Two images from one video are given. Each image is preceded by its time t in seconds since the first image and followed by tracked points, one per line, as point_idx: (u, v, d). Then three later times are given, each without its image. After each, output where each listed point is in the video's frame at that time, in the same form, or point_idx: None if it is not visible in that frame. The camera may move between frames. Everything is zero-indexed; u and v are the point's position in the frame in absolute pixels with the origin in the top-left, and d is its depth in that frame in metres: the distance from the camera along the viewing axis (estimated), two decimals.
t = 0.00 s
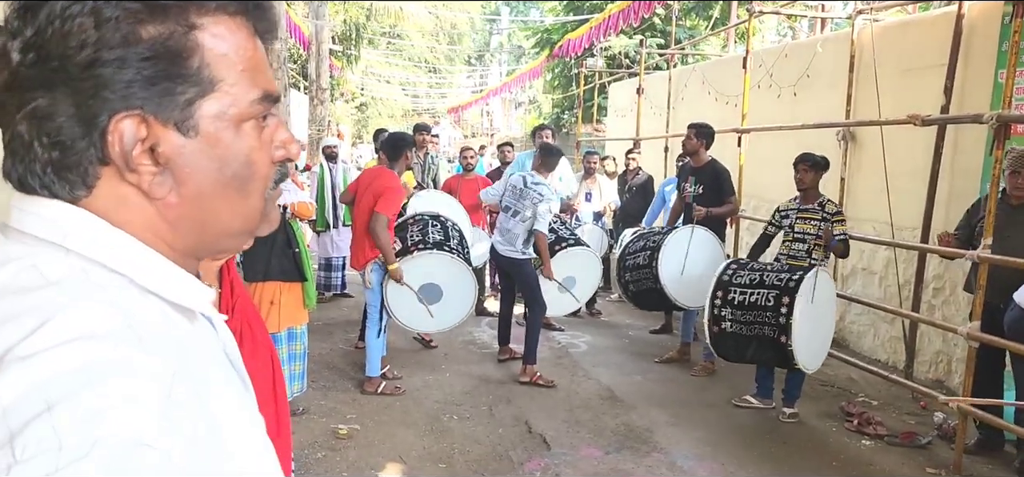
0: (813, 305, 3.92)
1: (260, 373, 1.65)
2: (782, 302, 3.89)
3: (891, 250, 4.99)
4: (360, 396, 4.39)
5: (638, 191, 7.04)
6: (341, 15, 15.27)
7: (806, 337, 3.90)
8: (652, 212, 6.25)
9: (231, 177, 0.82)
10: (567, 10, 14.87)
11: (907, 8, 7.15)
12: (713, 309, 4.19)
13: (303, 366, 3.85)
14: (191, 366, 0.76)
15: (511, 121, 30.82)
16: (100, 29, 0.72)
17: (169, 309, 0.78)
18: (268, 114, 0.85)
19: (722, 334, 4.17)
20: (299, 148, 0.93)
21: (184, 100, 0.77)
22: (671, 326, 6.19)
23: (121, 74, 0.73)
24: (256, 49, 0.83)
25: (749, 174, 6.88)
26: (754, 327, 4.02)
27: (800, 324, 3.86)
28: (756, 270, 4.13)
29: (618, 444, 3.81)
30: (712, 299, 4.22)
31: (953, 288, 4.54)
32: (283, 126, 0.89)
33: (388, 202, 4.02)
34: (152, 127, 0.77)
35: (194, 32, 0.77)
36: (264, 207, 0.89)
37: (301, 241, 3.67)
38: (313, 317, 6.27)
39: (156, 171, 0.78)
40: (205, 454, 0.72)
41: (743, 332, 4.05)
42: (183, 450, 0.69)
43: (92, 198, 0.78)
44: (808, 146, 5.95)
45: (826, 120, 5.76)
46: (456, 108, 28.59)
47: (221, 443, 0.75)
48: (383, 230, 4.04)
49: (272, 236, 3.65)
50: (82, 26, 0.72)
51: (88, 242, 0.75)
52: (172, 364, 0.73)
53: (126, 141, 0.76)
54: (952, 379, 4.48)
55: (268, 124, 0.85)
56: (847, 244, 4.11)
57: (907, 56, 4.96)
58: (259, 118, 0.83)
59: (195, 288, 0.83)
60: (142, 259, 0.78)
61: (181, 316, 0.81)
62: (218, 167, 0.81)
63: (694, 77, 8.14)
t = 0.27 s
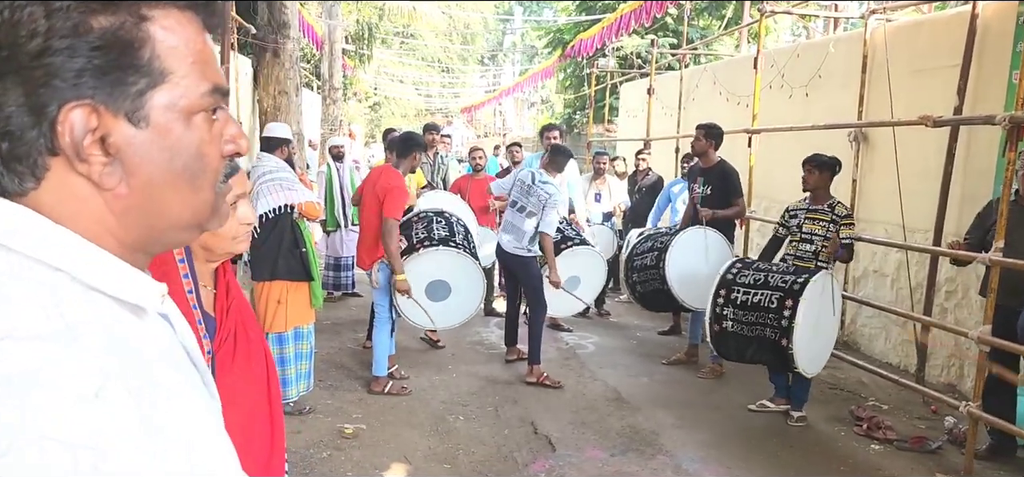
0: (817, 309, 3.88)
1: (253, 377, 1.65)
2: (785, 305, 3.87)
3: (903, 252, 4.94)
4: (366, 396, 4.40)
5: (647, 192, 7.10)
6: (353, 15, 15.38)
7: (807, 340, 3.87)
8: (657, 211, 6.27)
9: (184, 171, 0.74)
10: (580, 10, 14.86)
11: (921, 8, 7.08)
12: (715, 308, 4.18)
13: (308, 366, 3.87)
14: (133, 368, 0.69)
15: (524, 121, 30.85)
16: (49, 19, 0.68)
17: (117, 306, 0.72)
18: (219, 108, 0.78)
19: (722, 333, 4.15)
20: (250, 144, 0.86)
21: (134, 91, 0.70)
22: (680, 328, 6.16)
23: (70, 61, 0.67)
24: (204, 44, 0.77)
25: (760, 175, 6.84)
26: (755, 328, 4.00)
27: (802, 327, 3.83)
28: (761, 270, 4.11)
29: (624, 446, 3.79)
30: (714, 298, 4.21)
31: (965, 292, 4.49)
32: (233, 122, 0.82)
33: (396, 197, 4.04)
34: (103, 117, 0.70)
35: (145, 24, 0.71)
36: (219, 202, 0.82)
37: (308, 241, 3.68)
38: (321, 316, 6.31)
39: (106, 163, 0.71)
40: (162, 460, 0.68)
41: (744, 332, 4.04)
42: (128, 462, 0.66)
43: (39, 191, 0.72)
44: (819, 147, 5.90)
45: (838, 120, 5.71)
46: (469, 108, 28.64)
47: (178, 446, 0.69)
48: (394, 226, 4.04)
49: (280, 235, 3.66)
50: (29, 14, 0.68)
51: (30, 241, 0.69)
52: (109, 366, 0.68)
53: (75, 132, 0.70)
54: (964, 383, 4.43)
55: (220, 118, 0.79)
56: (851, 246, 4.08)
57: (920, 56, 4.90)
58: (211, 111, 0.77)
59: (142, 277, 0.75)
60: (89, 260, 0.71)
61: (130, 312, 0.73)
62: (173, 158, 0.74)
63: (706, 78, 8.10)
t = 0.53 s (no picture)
0: (808, 308, 3.84)
1: (249, 373, 1.64)
2: (774, 305, 3.85)
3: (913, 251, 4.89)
4: (372, 393, 4.41)
5: (656, 190, 7.07)
6: (365, 14, 15.39)
7: (801, 338, 3.82)
8: (663, 210, 6.25)
9: (134, 159, 0.79)
10: (590, 8, 14.80)
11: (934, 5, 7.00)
12: (711, 313, 4.18)
13: (315, 364, 3.88)
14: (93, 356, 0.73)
15: (534, 119, 30.80)
16: (0, 12, 0.73)
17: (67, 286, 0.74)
18: (169, 101, 0.83)
19: (719, 338, 4.15)
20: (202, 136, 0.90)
21: (85, 81, 0.75)
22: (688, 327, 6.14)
23: (22, 51, 0.72)
24: (156, 40, 0.83)
25: (769, 173, 6.80)
26: (745, 331, 3.98)
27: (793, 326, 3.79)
28: (752, 272, 4.08)
29: (629, 445, 3.78)
30: (709, 303, 4.22)
31: (976, 291, 4.44)
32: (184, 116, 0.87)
33: (404, 195, 4.04)
34: (54, 106, 0.74)
35: (95, 19, 0.76)
36: (168, 191, 0.86)
37: (314, 239, 3.69)
38: (329, 314, 6.32)
39: (56, 150, 0.75)
40: (127, 440, 0.73)
41: (739, 335, 4.02)
42: (93, 446, 0.71)
43: None
44: (829, 146, 5.85)
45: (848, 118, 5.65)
46: (479, 106, 28.60)
47: (143, 426, 0.75)
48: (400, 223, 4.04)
49: (285, 233, 3.67)
50: None
51: (9, 241, 0.71)
52: (55, 340, 0.70)
53: (28, 120, 0.74)
54: (975, 384, 4.38)
55: (170, 110, 0.83)
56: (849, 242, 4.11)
57: (931, 54, 4.85)
58: (160, 103, 0.81)
59: (100, 265, 0.77)
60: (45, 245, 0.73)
61: (81, 292, 0.75)
62: (124, 146, 0.78)
63: (716, 75, 8.05)
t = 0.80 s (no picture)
0: (790, 302, 3.84)
1: (245, 367, 1.67)
2: (755, 299, 3.86)
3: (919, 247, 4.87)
4: (376, 390, 4.42)
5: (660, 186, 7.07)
6: (370, 11, 15.40)
7: (783, 332, 3.81)
8: (668, 206, 6.23)
9: (94, 149, 0.83)
10: (595, 5, 14.78)
11: None
12: (701, 310, 4.20)
13: (319, 360, 3.89)
14: (84, 351, 0.74)
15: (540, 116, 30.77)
16: None
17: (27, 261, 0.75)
18: (129, 95, 0.88)
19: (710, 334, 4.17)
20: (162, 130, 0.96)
21: (48, 73, 0.79)
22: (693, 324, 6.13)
23: None
24: (119, 39, 0.87)
25: (773, 169, 6.78)
26: (732, 326, 4.00)
27: (773, 320, 3.80)
28: (739, 269, 4.11)
29: (633, 442, 3.78)
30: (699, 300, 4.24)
31: (982, 288, 4.42)
32: (143, 109, 0.92)
33: (409, 194, 4.04)
34: (18, 95, 0.77)
35: (59, 16, 0.80)
36: (128, 181, 0.90)
37: (318, 236, 3.71)
38: (334, 310, 6.34)
39: (20, 137, 0.78)
40: (104, 417, 0.75)
41: (727, 330, 4.03)
42: (92, 445, 0.73)
43: None
44: (835, 142, 5.83)
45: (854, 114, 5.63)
46: (484, 103, 28.59)
47: (119, 405, 0.76)
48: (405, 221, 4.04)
49: (287, 230, 3.68)
50: None
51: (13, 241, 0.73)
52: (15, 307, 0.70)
53: None
54: (981, 380, 4.37)
55: (130, 104, 0.88)
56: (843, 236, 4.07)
57: (938, 49, 4.82)
58: (121, 97, 0.86)
59: (59, 243, 0.78)
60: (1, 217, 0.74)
61: (43, 269, 0.76)
62: (86, 135, 0.82)
63: (721, 71, 8.02)
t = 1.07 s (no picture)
0: (780, 295, 3.82)
1: (244, 361, 1.67)
2: (745, 292, 3.87)
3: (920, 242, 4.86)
4: (377, 386, 4.42)
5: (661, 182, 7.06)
6: (370, 8, 15.37)
7: (773, 324, 3.81)
8: (669, 202, 6.26)
9: (70, 151, 0.89)
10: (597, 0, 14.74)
11: None
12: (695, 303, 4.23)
13: (320, 356, 3.91)
14: (80, 356, 0.77)
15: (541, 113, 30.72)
16: None
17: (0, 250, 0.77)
18: (109, 106, 0.94)
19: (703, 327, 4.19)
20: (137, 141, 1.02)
21: (34, 77, 0.85)
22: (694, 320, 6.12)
23: None
24: (107, 53, 0.94)
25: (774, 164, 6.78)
26: (726, 318, 4.01)
27: (762, 312, 3.80)
28: (734, 262, 4.12)
29: (634, 437, 3.78)
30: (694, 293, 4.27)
31: (984, 282, 4.41)
32: (121, 120, 0.98)
33: (409, 187, 4.05)
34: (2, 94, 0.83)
35: (52, 25, 0.88)
36: (100, 185, 0.96)
37: (318, 232, 3.70)
38: (335, 307, 6.34)
39: None
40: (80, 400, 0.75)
41: (719, 323, 4.05)
42: (90, 445, 0.75)
43: None
44: (835, 137, 5.82)
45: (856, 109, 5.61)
46: (485, 100, 28.53)
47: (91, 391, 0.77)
48: (405, 215, 4.05)
49: (287, 225, 3.68)
50: None
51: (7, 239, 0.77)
52: None
53: None
54: (982, 376, 4.36)
55: (110, 114, 0.95)
56: (838, 232, 4.04)
57: (938, 43, 4.81)
58: (101, 107, 0.93)
59: (34, 231, 0.80)
60: None
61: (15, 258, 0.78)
62: (67, 137, 0.88)
63: (722, 67, 8.00)
